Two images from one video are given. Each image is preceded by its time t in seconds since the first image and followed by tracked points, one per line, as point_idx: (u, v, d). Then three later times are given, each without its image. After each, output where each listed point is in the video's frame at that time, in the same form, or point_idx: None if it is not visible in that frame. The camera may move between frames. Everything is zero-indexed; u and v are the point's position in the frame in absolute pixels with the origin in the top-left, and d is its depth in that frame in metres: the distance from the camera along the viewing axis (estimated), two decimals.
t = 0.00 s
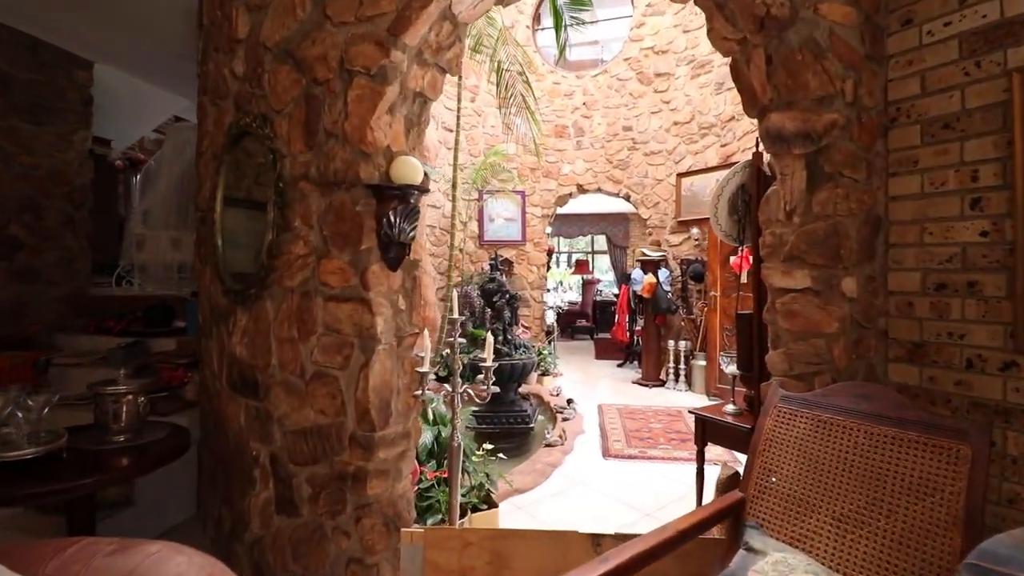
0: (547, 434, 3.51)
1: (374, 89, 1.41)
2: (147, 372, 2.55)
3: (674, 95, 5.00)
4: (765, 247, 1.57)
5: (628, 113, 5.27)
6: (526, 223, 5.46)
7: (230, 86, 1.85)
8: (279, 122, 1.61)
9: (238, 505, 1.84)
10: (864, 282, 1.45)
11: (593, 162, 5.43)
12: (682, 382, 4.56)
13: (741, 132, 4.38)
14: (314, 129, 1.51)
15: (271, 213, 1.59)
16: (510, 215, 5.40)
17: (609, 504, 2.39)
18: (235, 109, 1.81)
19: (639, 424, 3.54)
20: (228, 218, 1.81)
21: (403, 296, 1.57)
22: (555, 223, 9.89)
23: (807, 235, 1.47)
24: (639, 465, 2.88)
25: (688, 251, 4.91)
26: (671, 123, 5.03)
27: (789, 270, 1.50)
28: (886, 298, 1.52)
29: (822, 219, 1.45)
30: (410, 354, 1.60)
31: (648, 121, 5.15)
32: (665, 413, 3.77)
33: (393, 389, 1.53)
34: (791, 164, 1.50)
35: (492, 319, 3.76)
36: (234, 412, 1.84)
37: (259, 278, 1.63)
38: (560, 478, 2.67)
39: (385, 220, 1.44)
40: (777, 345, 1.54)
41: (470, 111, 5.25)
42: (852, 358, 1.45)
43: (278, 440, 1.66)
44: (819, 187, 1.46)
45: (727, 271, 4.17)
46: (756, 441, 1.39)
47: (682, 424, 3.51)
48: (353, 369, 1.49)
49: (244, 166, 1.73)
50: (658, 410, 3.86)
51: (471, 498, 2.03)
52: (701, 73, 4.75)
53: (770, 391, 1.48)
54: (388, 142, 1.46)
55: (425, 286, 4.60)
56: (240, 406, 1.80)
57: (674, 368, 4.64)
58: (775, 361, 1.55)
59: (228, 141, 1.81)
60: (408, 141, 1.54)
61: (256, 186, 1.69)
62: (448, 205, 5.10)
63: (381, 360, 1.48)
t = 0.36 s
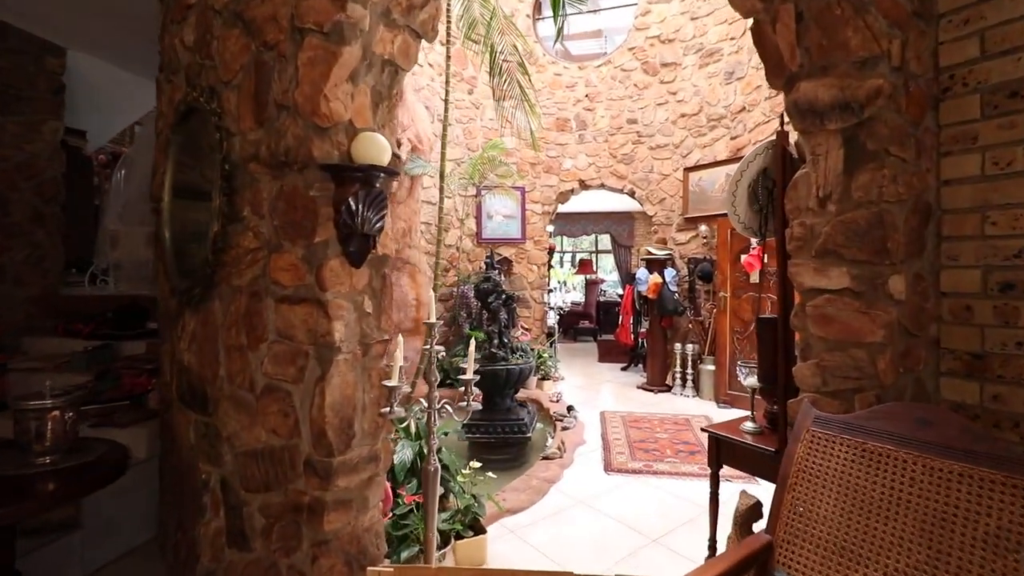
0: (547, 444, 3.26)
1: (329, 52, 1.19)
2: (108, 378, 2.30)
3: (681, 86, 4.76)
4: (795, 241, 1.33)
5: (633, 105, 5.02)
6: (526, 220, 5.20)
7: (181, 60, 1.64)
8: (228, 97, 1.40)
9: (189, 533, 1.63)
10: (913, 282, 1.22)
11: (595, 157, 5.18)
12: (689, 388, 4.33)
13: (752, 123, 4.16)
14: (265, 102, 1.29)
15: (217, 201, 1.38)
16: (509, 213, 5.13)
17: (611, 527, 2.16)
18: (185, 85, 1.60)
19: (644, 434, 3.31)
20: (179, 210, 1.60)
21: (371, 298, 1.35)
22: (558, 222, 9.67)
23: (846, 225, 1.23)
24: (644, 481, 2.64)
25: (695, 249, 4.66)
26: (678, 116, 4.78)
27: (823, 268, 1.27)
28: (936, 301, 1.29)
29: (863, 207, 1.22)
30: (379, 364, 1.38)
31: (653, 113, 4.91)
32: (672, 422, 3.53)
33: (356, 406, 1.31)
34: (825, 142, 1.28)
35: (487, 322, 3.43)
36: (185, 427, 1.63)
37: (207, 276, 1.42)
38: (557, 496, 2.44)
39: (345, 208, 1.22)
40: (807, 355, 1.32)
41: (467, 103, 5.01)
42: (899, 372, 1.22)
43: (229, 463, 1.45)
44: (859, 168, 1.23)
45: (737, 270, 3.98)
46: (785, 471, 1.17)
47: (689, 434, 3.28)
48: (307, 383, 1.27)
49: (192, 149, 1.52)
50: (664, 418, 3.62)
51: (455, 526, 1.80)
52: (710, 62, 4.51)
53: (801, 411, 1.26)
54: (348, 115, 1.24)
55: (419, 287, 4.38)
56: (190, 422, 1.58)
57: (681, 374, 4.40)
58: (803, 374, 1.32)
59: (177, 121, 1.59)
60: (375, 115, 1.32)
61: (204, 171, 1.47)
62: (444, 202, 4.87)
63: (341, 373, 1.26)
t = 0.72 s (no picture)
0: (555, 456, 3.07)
1: (283, 9, 1.00)
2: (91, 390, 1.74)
3: (696, 76, 4.51)
4: (849, 236, 1.14)
5: (644, 97, 4.78)
6: (534, 219, 4.98)
7: (137, 35, 1.46)
8: (179, 71, 1.21)
9: (147, 568, 1.44)
10: (994, 284, 1.00)
11: (606, 152, 4.93)
12: (705, 395, 4.08)
13: (773, 113, 3.94)
14: (218, 76, 1.10)
15: (165, 191, 1.19)
16: (516, 211, 4.91)
17: (625, 556, 1.95)
18: (139, 62, 1.42)
19: (659, 446, 3.09)
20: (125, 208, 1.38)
21: (341, 303, 1.16)
22: (567, 221, 9.44)
23: (914, 217, 1.04)
24: (659, 500, 2.43)
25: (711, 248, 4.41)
26: (692, 108, 4.54)
27: (884, 268, 1.08)
28: (1021, 308, 1.06)
29: (935, 193, 1.02)
30: (352, 380, 1.19)
31: (666, 105, 4.66)
32: (689, 433, 3.31)
33: (322, 430, 1.11)
34: (885, 117, 1.08)
35: (491, 325, 3.22)
36: (142, 448, 1.45)
37: (155, 278, 1.23)
38: (565, 517, 2.24)
39: (306, 197, 1.02)
40: (863, 373, 1.13)
41: (472, 97, 4.80)
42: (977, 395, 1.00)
43: (184, 491, 1.26)
44: (927, 149, 1.04)
45: (757, 270, 3.75)
46: (841, 520, 0.96)
47: (707, 446, 3.06)
48: (263, 404, 1.07)
49: (142, 133, 1.33)
50: (680, 429, 3.39)
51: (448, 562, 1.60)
52: (727, 50, 4.28)
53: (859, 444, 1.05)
54: (312, 89, 1.05)
55: (420, 288, 4.18)
56: (145, 442, 1.40)
57: (696, 380, 4.16)
58: (857, 395, 1.12)
59: (129, 103, 1.41)
60: (346, 90, 1.13)
61: (155, 158, 1.29)
62: (447, 199, 4.68)
63: (303, 392, 1.06)
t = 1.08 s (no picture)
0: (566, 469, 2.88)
1: None
2: (56, 397, 1.14)
3: (714, 65, 4.25)
4: (933, 224, 0.92)
5: (659, 88, 4.52)
6: (543, 216, 4.75)
7: None
8: (121, 32, 1.03)
9: None
10: None
11: (619, 145, 4.67)
12: (725, 402, 3.84)
13: (797, 102, 3.70)
14: (160, 35, 0.92)
15: (102, 173, 1.00)
16: (524, 208, 4.70)
17: None
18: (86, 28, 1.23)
19: (677, 458, 2.87)
20: (53, 187, 1.12)
21: (308, 307, 0.97)
22: (578, 220, 9.25)
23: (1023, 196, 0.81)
24: (679, 521, 2.21)
25: (730, 246, 4.17)
26: (710, 98, 4.28)
27: (979, 262, 0.86)
28: None
29: None
30: (321, 399, 0.99)
31: (682, 96, 4.40)
32: (708, 443, 3.08)
33: (283, 461, 0.92)
34: (978, 74, 0.86)
35: (497, 328, 3.02)
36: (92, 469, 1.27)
37: (93, 276, 1.05)
38: (577, 539, 2.04)
39: (257, 175, 0.83)
40: (949, 395, 0.91)
41: (478, 89, 4.59)
42: None
43: (129, 525, 1.08)
44: None
45: (780, 269, 3.51)
46: None
47: (728, 458, 2.84)
48: (209, 429, 0.89)
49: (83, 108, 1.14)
50: (698, 438, 3.17)
51: None
52: (748, 36, 4.03)
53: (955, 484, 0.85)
54: (267, 45, 0.86)
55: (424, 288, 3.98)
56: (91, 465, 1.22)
57: (715, 386, 3.92)
58: (941, 419, 0.91)
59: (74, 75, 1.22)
60: (310, 49, 0.94)
61: (96, 135, 1.10)
62: (453, 196, 4.48)
63: (257, 416, 0.87)
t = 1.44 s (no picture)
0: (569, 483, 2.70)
1: None
2: None
3: (725, 55, 4.03)
4: None
5: (666, 80, 4.29)
6: (545, 213, 4.55)
7: None
8: None
9: None
10: None
11: (624, 140, 4.44)
12: (736, 408, 3.64)
13: (813, 93, 3.49)
14: None
15: None
16: (524, 205, 4.50)
17: None
18: None
19: (687, 470, 2.67)
20: None
21: (246, 314, 0.79)
22: (582, 219, 9.05)
23: None
24: (693, 543, 2.01)
25: (741, 245, 3.97)
26: (720, 90, 4.06)
27: None
28: None
29: None
30: (264, 426, 0.81)
31: (691, 88, 4.19)
32: (721, 454, 2.89)
33: (212, 505, 0.74)
34: None
35: (495, 331, 2.83)
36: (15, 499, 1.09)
37: None
38: (581, 565, 1.85)
39: (170, 144, 0.65)
40: None
41: (478, 82, 4.39)
42: None
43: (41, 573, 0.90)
44: None
45: (796, 268, 3.31)
46: None
47: (742, 471, 2.64)
48: (115, 466, 0.71)
49: None
50: (709, 448, 2.97)
51: None
52: (760, 24, 3.82)
53: None
54: None
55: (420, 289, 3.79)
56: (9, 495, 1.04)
57: (725, 391, 3.71)
58: None
59: None
60: None
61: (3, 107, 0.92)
62: (451, 192, 4.29)
63: (174, 451, 0.70)
